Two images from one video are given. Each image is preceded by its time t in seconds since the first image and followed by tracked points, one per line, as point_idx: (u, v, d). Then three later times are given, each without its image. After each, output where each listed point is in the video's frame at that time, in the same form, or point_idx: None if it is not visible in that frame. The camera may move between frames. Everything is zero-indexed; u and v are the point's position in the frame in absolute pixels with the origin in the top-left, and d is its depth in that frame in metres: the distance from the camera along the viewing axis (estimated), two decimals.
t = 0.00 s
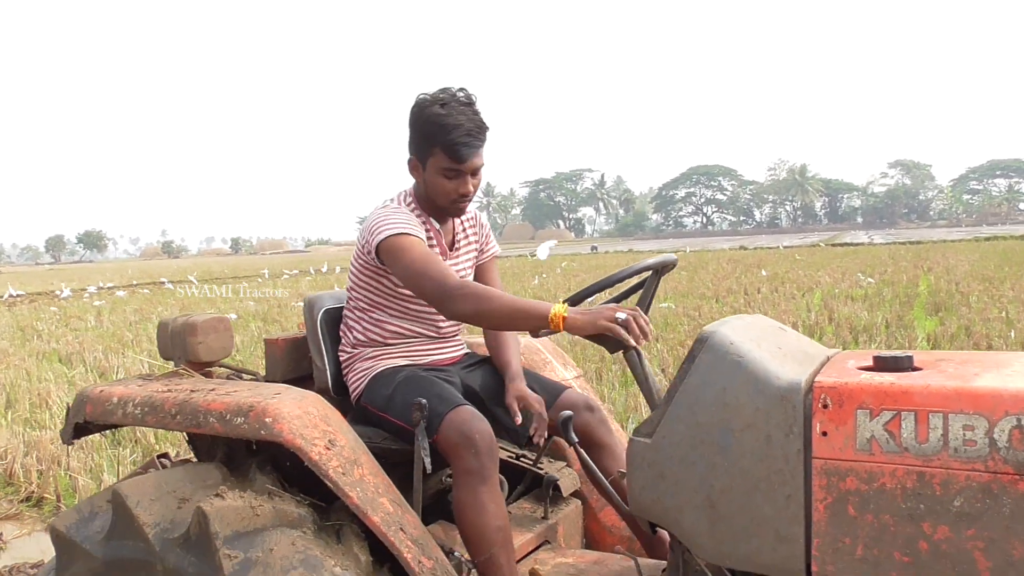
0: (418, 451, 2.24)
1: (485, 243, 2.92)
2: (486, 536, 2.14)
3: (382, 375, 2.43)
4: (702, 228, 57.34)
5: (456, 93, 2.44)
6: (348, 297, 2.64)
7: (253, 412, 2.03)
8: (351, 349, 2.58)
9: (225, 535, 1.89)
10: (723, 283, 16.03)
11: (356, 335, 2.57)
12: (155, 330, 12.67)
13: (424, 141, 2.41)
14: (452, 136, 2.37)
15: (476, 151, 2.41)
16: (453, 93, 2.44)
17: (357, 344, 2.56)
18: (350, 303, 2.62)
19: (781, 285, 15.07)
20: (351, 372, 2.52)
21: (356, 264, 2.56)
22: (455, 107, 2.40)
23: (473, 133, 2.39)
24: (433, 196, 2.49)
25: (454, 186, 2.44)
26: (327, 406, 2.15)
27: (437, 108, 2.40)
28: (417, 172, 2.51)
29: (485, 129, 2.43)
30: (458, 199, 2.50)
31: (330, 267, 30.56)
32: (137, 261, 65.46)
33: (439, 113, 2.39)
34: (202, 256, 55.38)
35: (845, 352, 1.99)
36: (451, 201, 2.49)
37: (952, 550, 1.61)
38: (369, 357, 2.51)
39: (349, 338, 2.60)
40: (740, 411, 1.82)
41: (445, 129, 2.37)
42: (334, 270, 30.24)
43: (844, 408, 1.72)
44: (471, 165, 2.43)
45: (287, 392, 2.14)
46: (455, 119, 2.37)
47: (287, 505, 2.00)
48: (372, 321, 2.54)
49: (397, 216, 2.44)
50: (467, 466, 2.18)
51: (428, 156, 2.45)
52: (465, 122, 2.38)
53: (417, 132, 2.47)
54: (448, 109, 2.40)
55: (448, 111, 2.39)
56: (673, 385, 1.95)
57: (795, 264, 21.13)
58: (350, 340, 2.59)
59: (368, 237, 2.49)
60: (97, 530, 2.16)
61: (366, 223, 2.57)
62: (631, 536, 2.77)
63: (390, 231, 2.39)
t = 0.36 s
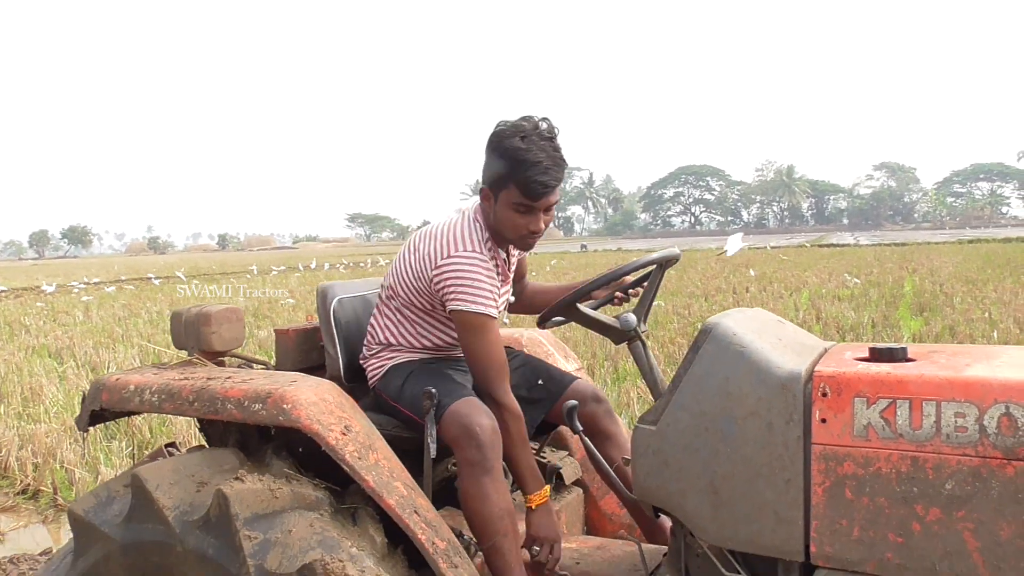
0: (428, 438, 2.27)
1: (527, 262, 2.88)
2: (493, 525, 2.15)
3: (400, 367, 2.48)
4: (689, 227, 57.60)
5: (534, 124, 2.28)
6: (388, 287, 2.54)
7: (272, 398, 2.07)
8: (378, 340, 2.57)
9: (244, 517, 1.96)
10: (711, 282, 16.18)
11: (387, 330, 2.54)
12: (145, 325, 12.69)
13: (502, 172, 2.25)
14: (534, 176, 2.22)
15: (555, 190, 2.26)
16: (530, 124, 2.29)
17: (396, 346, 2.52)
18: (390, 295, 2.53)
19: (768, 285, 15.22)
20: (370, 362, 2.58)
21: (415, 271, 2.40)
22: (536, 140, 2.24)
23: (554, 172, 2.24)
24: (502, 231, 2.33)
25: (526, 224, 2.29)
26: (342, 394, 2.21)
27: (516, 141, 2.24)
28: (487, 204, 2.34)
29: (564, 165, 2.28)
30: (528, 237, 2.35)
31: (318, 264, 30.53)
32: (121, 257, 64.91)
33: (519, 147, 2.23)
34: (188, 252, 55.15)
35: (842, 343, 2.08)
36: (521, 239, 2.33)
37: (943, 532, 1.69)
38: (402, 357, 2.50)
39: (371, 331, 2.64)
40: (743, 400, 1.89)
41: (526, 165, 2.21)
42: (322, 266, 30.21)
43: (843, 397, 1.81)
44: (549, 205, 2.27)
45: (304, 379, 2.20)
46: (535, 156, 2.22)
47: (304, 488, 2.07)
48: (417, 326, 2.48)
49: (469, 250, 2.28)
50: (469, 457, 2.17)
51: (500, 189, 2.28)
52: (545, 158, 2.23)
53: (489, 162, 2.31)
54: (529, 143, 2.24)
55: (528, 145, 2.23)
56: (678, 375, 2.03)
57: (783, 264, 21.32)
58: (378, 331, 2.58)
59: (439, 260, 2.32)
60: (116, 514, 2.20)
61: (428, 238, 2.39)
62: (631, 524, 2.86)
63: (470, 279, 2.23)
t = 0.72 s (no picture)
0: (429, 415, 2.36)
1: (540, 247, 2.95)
2: (491, 497, 2.21)
3: (411, 346, 2.56)
4: (686, 218, 57.64)
5: (558, 116, 2.37)
6: (415, 269, 2.60)
7: (282, 372, 2.16)
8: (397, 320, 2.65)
9: (255, 486, 2.04)
10: (706, 272, 16.28)
11: (408, 314, 2.62)
12: (143, 308, 12.75)
13: (533, 167, 2.34)
14: (565, 165, 2.30)
15: (584, 177, 2.34)
16: (553, 116, 2.38)
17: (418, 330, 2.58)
18: (417, 278, 2.59)
19: (763, 276, 15.33)
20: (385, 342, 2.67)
21: (446, 261, 2.46)
22: (562, 131, 2.33)
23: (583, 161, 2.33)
24: (535, 223, 2.40)
25: (559, 215, 2.36)
26: (349, 370, 2.29)
27: (542, 133, 2.33)
28: (518, 199, 2.41)
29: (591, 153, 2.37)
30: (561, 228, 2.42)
31: (314, 250, 30.53)
32: (116, 241, 64.75)
33: (547, 139, 2.31)
34: (184, 236, 55.05)
35: (831, 326, 2.17)
36: (555, 231, 2.41)
37: (920, 504, 1.79)
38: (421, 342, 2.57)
39: (388, 314, 2.74)
40: (736, 378, 1.98)
41: (555, 155, 2.30)
42: (318, 252, 30.21)
43: (829, 375, 1.90)
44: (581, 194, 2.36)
45: (312, 355, 2.28)
46: (564, 146, 2.30)
47: (312, 459, 2.15)
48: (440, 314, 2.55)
49: (503, 247, 2.34)
50: (468, 434, 2.23)
51: (531, 183, 2.36)
52: (573, 148, 2.31)
53: (519, 157, 2.39)
54: (555, 134, 2.32)
55: (555, 137, 2.32)
56: (672, 354, 2.11)
57: (778, 255, 21.43)
58: (398, 312, 2.65)
59: (472, 255, 2.38)
60: (129, 484, 2.27)
61: (460, 233, 2.45)
62: (624, 502, 2.96)
63: (502, 275, 2.30)
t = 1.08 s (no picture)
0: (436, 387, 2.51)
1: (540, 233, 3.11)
2: (497, 462, 2.37)
3: (419, 325, 2.71)
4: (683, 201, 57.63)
5: (567, 105, 2.51)
6: (424, 252, 2.76)
7: (300, 351, 2.31)
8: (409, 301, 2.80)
9: (278, 456, 2.19)
10: (704, 254, 16.41)
11: (419, 295, 2.77)
12: (146, 300, 12.87)
13: (546, 156, 2.49)
14: (579, 157, 2.47)
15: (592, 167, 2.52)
16: (561, 105, 2.52)
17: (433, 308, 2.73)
18: (426, 260, 2.75)
19: (760, 256, 15.46)
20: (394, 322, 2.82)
21: (454, 240, 2.62)
22: (574, 123, 2.48)
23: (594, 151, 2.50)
24: (540, 205, 2.57)
25: (565, 200, 2.55)
26: (361, 348, 2.44)
27: (555, 123, 2.47)
28: (526, 179, 2.56)
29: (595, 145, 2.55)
30: (562, 209, 2.61)
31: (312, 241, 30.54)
32: (113, 235, 64.69)
33: (561, 129, 2.46)
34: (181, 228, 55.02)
35: (810, 297, 2.33)
36: (558, 212, 2.59)
37: (890, 458, 1.95)
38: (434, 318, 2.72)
39: (396, 295, 2.89)
40: (722, 346, 2.14)
41: (569, 145, 2.45)
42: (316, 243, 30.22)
43: (806, 342, 2.05)
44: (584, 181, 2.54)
45: (327, 335, 2.44)
46: (578, 137, 2.46)
47: (330, 431, 2.31)
48: (452, 290, 2.71)
49: (512, 224, 2.50)
50: (474, 405, 2.39)
51: (542, 169, 2.52)
52: (586, 139, 2.47)
53: (529, 141, 2.53)
54: (568, 124, 2.47)
55: (570, 128, 2.47)
56: (663, 326, 2.27)
57: (774, 236, 21.55)
58: (409, 294, 2.80)
59: (482, 231, 2.53)
60: (159, 457, 2.42)
61: (467, 213, 2.61)
62: (621, 469, 3.13)
63: (515, 249, 2.45)
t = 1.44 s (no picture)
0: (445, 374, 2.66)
1: (547, 229, 3.24)
2: (501, 446, 2.51)
3: (426, 315, 2.86)
4: (690, 185, 57.50)
5: (583, 125, 2.67)
6: (426, 244, 2.90)
7: (317, 339, 2.45)
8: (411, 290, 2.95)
9: (295, 436, 2.35)
10: (708, 241, 16.47)
11: (421, 285, 2.91)
12: (154, 276, 13.00)
13: (556, 168, 2.66)
14: (588, 177, 2.65)
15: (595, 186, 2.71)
16: (577, 123, 2.68)
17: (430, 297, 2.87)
18: (428, 251, 2.89)
19: (764, 245, 15.53)
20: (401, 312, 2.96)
21: (453, 235, 2.77)
22: (588, 143, 2.65)
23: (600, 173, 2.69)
24: (540, 210, 2.72)
25: (565, 210, 2.72)
26: (373, 338, 2.58)
27: (571, 139, 2.63)
28: (532, 185, 2.71)
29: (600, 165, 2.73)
30: (560, 217, 2.77)
31: (319, 219, 30.62)
32: (119, 208, 64.79)
33: (576, 147, 2.62)
34: (187, 203, 55.05)
35: (799, 298, 2.46)
36: (556, 220, 2.76)
37: (867, 453, 2.09)
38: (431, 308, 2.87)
39: (406, 285, 3.03)
40: (712, 343, 2.28)
41: (581, 163, 2.62)
42: (322, 220, 30.31)
43: (791, 342, 2.19)
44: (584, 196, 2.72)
45: (342, 324, 2.57)
46: (590, 157, 2.64)
47: (344, 415, 2.46)
48: (449, 282, 2.85)
49: (506, 222, 2.63)
50: (482, 392, 2.52)
51: (549, 178, 2.68)
52: (596, 160, 2.65)
53: (543, 151, 2.67)
54: (582, 143, 2.64)
55: (584, 148, 2.64)
56: (658, 322, 2.41)
57: (779, 224, 21.58)
58: (414, 284, 2.94)
59: (478, 227, 2.67)
60: (181, 435, 2.57)
61: (468, 209, 2.75)
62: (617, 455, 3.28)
63: (505, 247, 2.59)
